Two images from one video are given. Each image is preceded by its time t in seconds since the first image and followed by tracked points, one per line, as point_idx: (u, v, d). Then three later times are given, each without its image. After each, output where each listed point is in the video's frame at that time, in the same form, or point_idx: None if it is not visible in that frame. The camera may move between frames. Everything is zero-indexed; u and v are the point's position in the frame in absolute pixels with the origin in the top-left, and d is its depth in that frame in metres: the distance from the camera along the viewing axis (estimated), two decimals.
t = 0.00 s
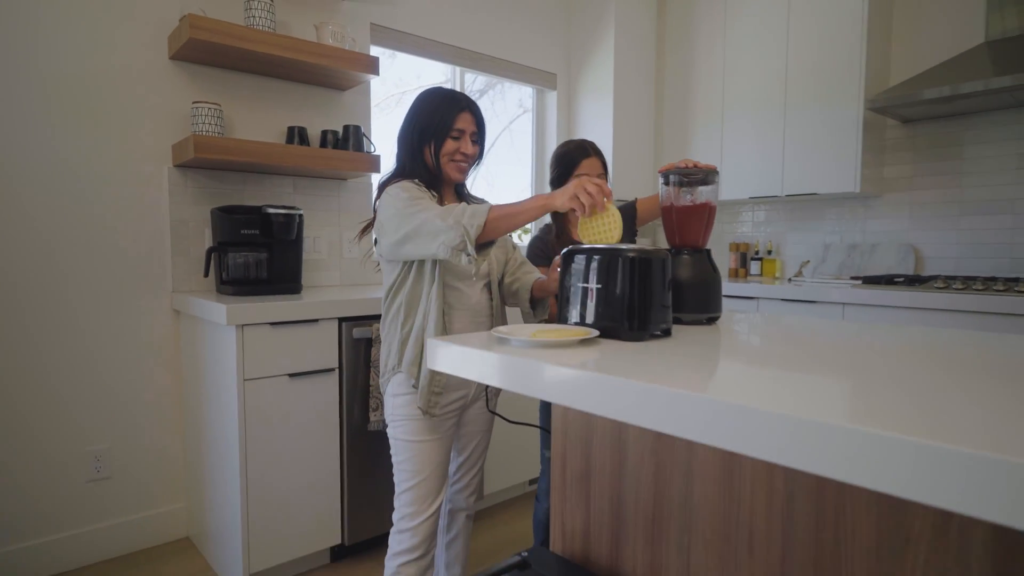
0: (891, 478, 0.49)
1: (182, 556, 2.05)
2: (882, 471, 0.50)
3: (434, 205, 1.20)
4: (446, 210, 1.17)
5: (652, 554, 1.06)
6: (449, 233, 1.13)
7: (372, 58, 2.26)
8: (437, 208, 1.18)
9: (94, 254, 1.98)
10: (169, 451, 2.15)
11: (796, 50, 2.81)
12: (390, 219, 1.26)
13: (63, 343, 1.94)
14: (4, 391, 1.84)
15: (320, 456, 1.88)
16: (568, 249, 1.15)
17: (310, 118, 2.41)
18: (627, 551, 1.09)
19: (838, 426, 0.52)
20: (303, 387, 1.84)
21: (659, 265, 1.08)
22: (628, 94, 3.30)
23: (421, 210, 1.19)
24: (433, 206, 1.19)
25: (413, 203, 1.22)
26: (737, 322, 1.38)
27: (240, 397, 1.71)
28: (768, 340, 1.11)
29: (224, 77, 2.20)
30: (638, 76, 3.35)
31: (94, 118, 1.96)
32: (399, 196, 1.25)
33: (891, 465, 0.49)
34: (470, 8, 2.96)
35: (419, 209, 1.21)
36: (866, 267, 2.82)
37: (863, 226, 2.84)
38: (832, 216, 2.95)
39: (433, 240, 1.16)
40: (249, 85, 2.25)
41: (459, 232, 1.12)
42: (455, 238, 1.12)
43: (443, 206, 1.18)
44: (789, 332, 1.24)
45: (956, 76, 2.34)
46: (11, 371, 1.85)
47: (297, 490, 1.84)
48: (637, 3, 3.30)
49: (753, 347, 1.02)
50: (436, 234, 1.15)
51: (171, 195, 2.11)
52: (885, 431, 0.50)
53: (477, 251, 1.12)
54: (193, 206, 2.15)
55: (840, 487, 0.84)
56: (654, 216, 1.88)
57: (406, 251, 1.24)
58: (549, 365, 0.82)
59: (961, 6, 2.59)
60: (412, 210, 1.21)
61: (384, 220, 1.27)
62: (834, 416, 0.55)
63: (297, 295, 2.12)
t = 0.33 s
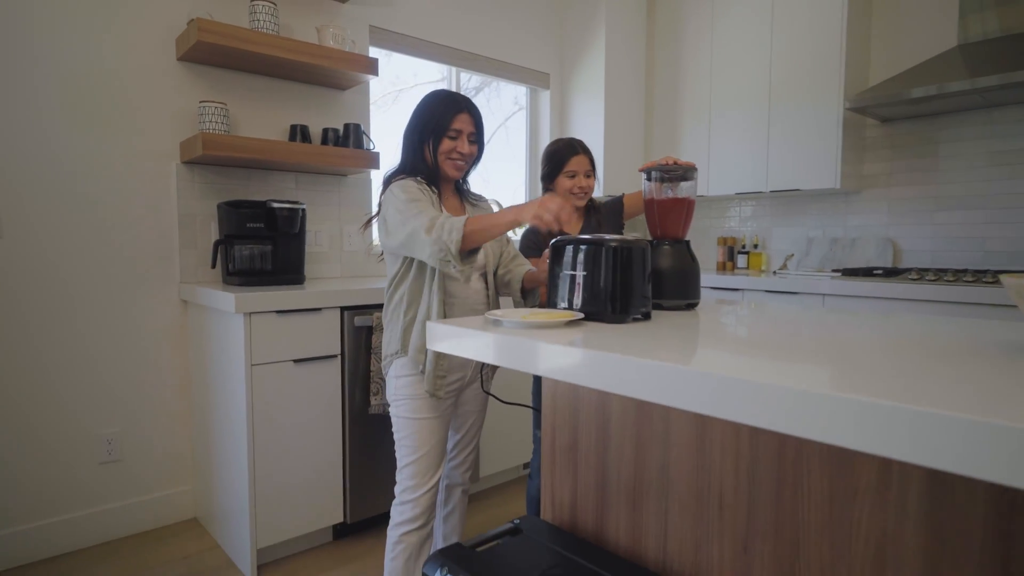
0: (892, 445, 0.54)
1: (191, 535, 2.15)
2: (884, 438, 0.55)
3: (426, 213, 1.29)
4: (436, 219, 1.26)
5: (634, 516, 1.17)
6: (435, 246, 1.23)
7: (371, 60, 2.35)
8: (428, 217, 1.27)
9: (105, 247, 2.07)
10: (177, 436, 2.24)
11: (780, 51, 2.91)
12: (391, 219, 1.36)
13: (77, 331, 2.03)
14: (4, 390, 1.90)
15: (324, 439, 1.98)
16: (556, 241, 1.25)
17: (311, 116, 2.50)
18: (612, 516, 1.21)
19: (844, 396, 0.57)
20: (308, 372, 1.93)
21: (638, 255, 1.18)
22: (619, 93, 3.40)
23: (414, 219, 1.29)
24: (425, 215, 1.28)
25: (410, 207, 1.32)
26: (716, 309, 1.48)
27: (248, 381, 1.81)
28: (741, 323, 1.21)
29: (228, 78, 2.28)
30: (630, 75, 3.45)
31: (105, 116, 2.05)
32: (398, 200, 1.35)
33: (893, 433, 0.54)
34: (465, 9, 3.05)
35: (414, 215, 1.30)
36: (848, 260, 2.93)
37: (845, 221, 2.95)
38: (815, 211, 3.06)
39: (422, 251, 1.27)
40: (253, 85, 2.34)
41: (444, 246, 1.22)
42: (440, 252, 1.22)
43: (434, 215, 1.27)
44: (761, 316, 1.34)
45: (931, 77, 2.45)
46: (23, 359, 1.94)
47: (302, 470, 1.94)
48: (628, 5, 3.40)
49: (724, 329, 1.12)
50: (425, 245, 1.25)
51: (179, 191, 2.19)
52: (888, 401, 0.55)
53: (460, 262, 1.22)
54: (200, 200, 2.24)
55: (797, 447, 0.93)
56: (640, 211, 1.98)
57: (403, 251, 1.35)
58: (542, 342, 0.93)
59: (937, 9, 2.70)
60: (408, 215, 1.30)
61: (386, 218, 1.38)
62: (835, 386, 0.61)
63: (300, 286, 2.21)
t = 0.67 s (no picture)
0: (881, 402, 0.60)
1: (199, 516, 2.24)
2: (873, 396, 0.61)
3: (426, 217, 1.38)
4: (435, 225, 1.36)
5: (620, 486, 1.26)
6: (430, 250, 1.33)
7: (371, 60, 2.43)
8: (429, 222, 1.37)
9: (117, 240, 2.16)
10: (185, 423, 2.33)
11: (766, 53, 3.01)
12: (393, 213, 1.45)
13: (91, 321, 2.12)
14: (22, 378, 2.00)
15: (327, 424, 2.07)
16: (548, 230, 1.34)
17: (313, 115, 2.58)
18: (600, 488, 1.30)
19: (830, 360, 0.64)
20: (312, 360, 2.02)
21: (624, 243, 1.27)
22: (612, 92, 3.49)
23: (414, 221, 1.38)
24: (425, 219, 1.37)
25: (412, 207, 1.41)
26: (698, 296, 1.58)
27: (255, 367, 1.90)
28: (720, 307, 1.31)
29: (234, 78, 2.37)
30: (622, 76, 3.54)
31: (117, 115, 2.14)
32: (403, 196, 1.44)
33: (878, 392, 0.60)
34: (462, 11, 3.14)
35: (414, 216, 1.39)
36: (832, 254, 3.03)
37: (830, 217, 3.05)
38: (801, 207, 3.16)
39: (417, 252, 1.37)
40: (258, 85, 2.43)
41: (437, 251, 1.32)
42: (432, 257, 1.32)
43: (434, 220, 1.37)
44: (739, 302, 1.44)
45: (910, 77, 2.54)
46: (42, 347, 2.03)
47: (306, 453, 2.03)
48: (621, 7, 3.49)
49: (705, 310, 1.22)
50: (420, 247, 1.35)
51: (187, 187, 2.28)
52: (875, 363, 0.61)
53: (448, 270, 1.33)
54: (208, 196, 2.33)
55: (764, 416, 1.02)
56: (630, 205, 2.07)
57: (400, 246, 1.44)
58: (540, 321, 1.02)
59: (917, 12, 2.80)
60: (409, 215, 1.39)
61: (388, 212, 1.47)
62: (807, 352, 0.69)
63: (304, 278, 2.30)
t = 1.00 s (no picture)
0: (875, 370, 0.63)
1: (208, 501, 2.32)
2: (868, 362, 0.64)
3: (427, 208, 1.48)
4: (433, 214, 1.45)
5: (608, 462, 1.35)
6: (429, 239, 1.43)
7: (372, 61, 2.52)
8: (429, 211, 1.46)
9: (129, 234, 2.24)
10: (195, 411, 2.41)
11: (755, 54, 3.11)
12: (397, 204, 1.54)
13: (103, 312, 2.20)
14: (40, 365, 2.08)
15: (332, 410, 2.15)
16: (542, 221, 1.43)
17: (316, 114, 2.67)
18: (591, 464, 1.39)
19: (823, 334, 0.67)
20: (316, 348, 2.10)
21: (612, 233, 1.36)
22: (607, 93, 3.58)
23: (416, 211, 1.48)
24: (426, 209, 1.47)
25: (413, 199, 1.50)
26: (685, 284, 1.67)
27: (263, 354, 1.98)
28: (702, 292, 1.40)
29: (241, 78, 2.46)
30: (617, 76, 3.64)
31: (128, 113, 2.22)
32: (405, 188, 1.53)
33: (870, 359, 0.63)
34: (460, 13, 3.23)
35: (414, 207, 1.49)
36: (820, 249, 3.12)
37: (819, 213, 3.14)
38: (790, 204, 3.25)
39: (417, 240, 1.46)
40: (263, 85, 2.52)
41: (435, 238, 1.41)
42: (430, 246, 1.42)
43: (434, 210, 1.46)
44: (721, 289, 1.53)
45: (892, 78, 2.64)
46: (58, 336, 2.11)
47: (312, 437, 2.11)
48: (615, 8, 3.58)
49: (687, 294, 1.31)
50: (420, 234, 1.45)
51: (196, 183, 2.36)
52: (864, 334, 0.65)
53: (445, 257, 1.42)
54: (216, 192, 2.41)
55: (738, 391, 1.11)
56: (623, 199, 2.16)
57: (402, 236, 1.54)
58: (537, 302, 1.11)
59: (900, 15, 2.90)
60: (409, 206, 1.49)
61: (392, 203, 1.56)
62: (793, 325, 0.73)
63: (309, 271, 2.38)
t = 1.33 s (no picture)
0: (870, 355, 0.69)
1: (218, 486, 2.40)
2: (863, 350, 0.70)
3: (436, 187, 1.57)
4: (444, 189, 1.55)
5: (602, 443, 1.44)
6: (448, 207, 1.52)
7: (375, 62, 2.60)
8: (439, 189, 1.56)
9: (141, 227, 2.31)
10: (204, 400, 2.49)
11: (747, 55, 3.19)
12: (402, 194, 1.63)
13: (116, 302, 2.27)
14: (56, 354, 2.15)
15: (337, 399, 2.24)
16: (539, 217, 1.51)
17: (320, 112, 2.75)
18: (585, 446, 1.48)
19: (818, 322, 0.74)
20: (322, 338, 2.19)
21: (604, 228, 1.45)
22: (603, 91, 3.66)
23: (425, 192, 1.57)
24: (435, 188, 1.57)
25: (419, 183, 1.59)
26: (674, 278, 1.76)
27: (271, 343, 2.06)
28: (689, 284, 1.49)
29: (248, 78, 2.53)
30: (613, 76, 3.72)
31: (140, 111, 2.29)
32: (410, 177, 1.62)
33: (865, 348, 0.69)
34: (460, 13, 3.31)
35: (423, 187, 1.58)
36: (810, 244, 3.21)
37: (810, 209, 3.23)
38: (781, 200, 3.34)
39: (433, 216, 1.55)
40: (270, 84, 2.59)
41: (458, 207, 1.51)
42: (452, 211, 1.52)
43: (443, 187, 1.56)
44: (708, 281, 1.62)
45: (879, 78, 2.72)
46: (73, 326, 2.18)
47: (318, 424, 2.20)
48: (611, 9, 3.66)
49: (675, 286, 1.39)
50: (437, 210, 1.54)
51: (205, 179, 2.44)
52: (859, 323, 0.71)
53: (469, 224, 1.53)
54: (224, 187, 2.49)
55: (721, 375, 1.20)
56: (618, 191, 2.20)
57: (413, 222, 1.61)
58: (535, 292, 1.19)
59: (886, 18, 2.98)
60: (418, 189, 1.58)
61: (397, 194, 1.65)
62: (780, 314, 0.80)
63: (314, 264, 2.46)
